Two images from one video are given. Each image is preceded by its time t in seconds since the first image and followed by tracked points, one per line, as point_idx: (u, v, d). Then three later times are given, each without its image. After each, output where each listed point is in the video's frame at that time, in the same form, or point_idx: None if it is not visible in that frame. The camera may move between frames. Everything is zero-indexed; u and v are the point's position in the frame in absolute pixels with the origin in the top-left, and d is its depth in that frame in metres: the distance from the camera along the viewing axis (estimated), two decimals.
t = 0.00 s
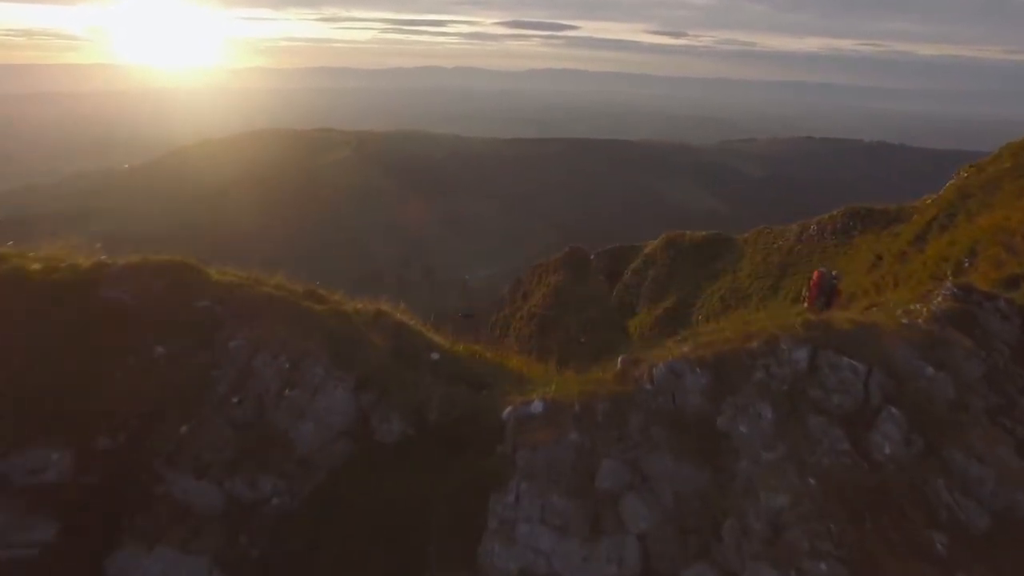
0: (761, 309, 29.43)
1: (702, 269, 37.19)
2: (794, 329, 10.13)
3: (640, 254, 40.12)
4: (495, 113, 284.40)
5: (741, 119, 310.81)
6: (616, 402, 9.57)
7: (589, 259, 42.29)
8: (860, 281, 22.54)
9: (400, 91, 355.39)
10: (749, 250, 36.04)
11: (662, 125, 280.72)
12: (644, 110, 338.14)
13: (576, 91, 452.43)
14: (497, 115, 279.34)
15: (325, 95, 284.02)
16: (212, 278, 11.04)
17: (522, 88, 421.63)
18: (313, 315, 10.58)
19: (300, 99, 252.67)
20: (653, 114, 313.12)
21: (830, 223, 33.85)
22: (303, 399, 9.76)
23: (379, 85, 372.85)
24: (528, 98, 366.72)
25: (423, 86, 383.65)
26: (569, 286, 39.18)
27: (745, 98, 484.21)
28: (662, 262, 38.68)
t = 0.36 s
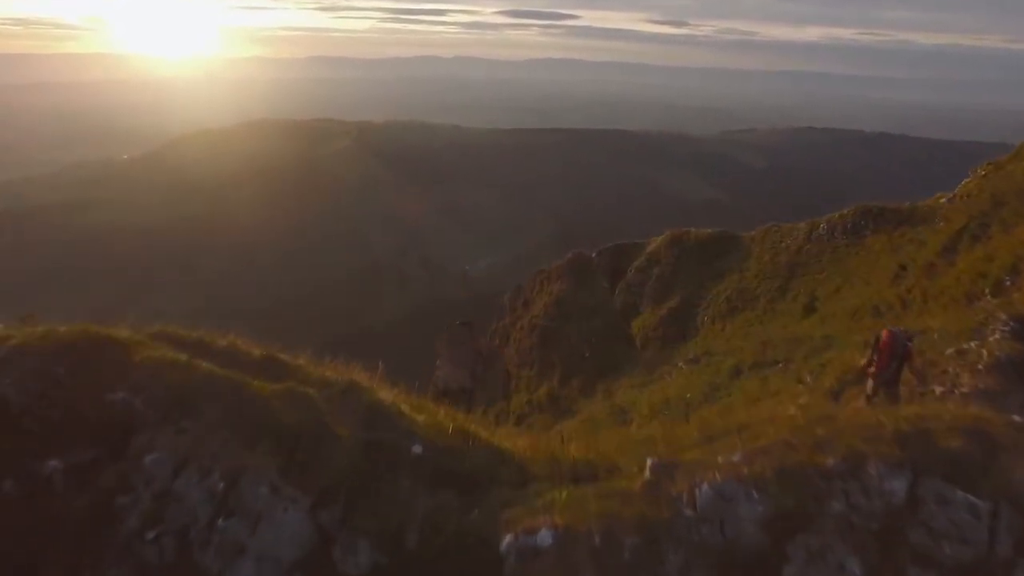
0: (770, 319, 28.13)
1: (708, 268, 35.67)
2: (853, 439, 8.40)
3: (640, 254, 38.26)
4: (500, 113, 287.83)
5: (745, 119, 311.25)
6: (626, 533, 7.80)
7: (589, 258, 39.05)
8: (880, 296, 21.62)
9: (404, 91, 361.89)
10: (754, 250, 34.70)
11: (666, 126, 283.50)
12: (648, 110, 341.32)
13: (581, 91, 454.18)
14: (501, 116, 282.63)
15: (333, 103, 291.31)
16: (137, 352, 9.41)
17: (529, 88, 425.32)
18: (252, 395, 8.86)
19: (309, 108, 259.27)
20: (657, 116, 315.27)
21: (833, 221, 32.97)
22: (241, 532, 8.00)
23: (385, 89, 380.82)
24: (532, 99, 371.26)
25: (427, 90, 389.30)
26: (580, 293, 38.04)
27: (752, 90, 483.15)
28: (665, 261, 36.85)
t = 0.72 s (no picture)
0: (773, 321, 39.67)
1: (710, 265, 50.72)
2: None
3: (648, 253, 53.87)
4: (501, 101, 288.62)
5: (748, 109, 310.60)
6: None
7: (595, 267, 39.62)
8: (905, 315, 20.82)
9: (404, 78, 363.10)
10: (760, 249, 48.90)
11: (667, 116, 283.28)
12: (649, 100, 342.04)
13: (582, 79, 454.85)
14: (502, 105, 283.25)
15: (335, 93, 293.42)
16: (15, 484, 5.96)
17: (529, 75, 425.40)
18: (169, 556, 5.68)
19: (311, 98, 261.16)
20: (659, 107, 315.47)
21: (842, 225, 44.40)
22: None
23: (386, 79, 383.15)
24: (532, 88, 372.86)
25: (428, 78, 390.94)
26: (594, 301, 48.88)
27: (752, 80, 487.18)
28: (673, 259, 52.69)
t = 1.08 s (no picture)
0: (779, 324, 41.34)
1: (714, 265, 51.81)
2: None
3: (652, 251, 54.28)
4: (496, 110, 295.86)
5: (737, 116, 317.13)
6: None
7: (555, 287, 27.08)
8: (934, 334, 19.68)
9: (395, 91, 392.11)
10: (768, 249, 49.56)
11: (659, 124, 289.72)
12: (641, 106, 348.55)
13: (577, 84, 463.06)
14: (495, 112, 290.38)
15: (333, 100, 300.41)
16: None
17: (523, 84, 435.97)
18: None
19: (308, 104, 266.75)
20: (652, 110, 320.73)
21: (852, 224, 44.83)
22: None
23: (382, 88, 392.83)
24: (526, 95, 380.48)
25: (425, 88, 400.04)
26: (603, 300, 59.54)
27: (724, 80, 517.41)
28: (676, 259, 53.07)
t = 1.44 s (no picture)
0: (789, 331, 40.34)
1: (719, 264, 50.70)
2: None
3: (655, 250, 53.12)
4: (492, 101, 296.93)
5: (734, 105, 318.78)
6: None
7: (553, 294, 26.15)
8: (956, 360, 19.32)
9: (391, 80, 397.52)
10: (775, 250, 48.47)
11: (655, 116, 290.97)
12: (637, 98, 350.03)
13: (573, 74, 464.77)
14: (492, 104, 291.48)
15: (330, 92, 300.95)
16: None
17: (518, 76, 437.51)
18: None
19: (305, 96, 268.05)
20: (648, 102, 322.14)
21: (864, 225, 43.67)
22: None
23: (379, 79, 394.25)
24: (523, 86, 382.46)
25: (421, 79, 401.64)
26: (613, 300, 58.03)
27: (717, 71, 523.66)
28: (680, 259, 52.11)
